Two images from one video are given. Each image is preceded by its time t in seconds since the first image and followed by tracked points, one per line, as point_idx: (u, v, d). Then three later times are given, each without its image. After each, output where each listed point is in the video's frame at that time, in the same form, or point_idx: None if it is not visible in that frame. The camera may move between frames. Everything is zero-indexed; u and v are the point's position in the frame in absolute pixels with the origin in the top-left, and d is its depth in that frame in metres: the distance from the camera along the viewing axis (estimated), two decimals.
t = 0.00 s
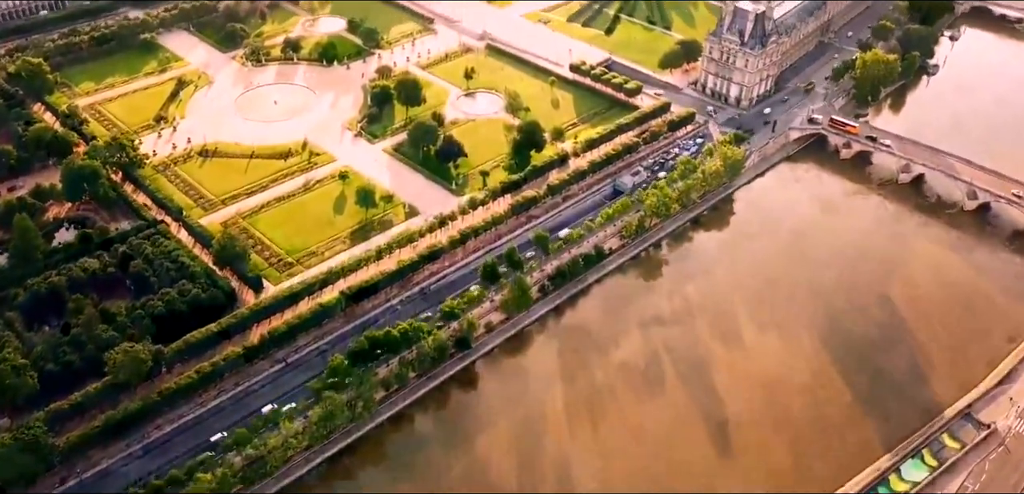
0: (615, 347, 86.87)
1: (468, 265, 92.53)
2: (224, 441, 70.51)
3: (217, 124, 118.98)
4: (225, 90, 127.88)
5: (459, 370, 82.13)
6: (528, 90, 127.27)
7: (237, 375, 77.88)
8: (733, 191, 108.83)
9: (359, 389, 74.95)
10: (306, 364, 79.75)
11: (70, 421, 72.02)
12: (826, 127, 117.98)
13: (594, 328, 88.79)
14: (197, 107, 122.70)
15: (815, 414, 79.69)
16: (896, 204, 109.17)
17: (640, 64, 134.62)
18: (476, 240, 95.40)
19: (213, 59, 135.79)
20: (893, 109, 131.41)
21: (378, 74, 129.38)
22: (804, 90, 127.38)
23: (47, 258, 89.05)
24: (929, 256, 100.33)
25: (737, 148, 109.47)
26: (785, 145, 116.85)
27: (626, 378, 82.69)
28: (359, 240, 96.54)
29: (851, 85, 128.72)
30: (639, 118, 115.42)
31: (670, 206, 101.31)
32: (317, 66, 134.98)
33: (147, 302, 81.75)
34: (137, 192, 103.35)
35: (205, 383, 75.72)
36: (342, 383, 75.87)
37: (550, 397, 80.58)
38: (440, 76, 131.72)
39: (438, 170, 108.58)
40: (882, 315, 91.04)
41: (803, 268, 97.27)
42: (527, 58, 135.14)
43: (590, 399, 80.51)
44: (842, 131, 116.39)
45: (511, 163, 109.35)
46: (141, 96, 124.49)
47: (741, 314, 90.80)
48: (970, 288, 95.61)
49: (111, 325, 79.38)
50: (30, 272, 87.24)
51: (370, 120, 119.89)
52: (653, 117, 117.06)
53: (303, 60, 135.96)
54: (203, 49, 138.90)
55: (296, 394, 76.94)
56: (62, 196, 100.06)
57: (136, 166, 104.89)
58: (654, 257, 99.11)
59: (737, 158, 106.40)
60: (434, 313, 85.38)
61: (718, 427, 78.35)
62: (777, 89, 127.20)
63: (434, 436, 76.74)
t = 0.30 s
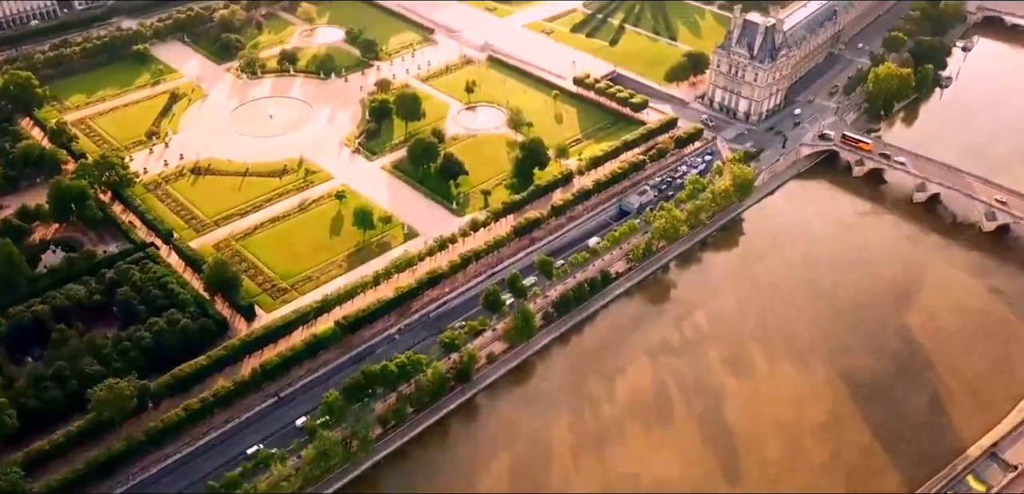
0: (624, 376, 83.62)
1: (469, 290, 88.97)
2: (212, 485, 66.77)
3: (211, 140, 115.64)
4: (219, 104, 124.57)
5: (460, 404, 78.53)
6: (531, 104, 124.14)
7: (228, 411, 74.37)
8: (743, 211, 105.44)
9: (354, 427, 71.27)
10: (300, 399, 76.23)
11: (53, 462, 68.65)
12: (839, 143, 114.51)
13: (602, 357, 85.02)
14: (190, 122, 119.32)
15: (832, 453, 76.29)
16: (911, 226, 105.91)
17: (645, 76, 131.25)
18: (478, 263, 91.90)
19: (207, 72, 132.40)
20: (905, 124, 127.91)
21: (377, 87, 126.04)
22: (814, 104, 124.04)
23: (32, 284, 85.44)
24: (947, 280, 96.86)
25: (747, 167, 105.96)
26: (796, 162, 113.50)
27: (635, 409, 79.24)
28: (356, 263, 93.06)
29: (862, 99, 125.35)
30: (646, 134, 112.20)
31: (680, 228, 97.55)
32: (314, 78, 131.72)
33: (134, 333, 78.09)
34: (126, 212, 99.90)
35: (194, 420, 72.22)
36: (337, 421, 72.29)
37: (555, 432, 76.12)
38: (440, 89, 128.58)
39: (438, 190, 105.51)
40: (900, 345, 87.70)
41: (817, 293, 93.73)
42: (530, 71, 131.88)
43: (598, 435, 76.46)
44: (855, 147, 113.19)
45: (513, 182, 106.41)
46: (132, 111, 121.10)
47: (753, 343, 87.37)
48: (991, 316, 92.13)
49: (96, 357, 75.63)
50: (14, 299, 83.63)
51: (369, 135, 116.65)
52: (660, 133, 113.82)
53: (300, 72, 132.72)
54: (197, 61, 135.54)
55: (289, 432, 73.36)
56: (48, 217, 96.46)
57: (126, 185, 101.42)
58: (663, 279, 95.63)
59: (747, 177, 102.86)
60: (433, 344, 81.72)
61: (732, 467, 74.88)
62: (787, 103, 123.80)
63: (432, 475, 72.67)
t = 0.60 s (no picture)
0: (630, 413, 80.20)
1: (470, 318, 85.34)
2: None
3: (203, 157, 112.25)
4: (213, 118, 121.26)
5: (460, 441, 74.57)
6: (533, 120, 120.93)
7: (215, 452, 70.79)
8: (753, 232, 101.92)
9: (349, 469, 67.69)
10: (291, 438, 72.62)
11: None
12: (851, 162, 110.99)
13: (608, 389, 81.23)
14: (182, 139, 115.98)
15: None
16: (926, 249, 102.38)
17: (650, 90, 127.88)
18: (478, 290, 88.40)
19: (201, 85, 129.07)
20: (918, 140, 124.37)
21: (375, 101, 122.64)
22: (825, 120, 120.60)
23: (13, 313, 81.95)
24: (966, 307, 93.22)
25: (757, 187, 102.48)
26: (807, 181, 110.10)
27: (643, 446, 75.57)
28: (351, 289, 89.50)
29: (874, 115, 122.03)
30: (651, 152, 108.82)
31: (689, 252, 93.88)
32: (310, 92, 128.38)
33: (118, 367, 74.58)
34: (114, 235, 96.48)
35: (179, 462, 68.65)
36: (329, 462, 68.50)
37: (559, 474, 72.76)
38: (440, 104, 125.44)
39: (437, 211, 102.18)
40: (918, 378, 84.10)
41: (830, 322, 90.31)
42: (532, 86, 128.61)
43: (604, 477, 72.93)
44: (867, 166, 109.64)
45: (515, 202, 103.20)
46: (122, 126, 117.74)
47: (765, 376, 83.89)
48: (1012, 346, 88.47)
49: (78, 394, 72.10)
50: None
51: (366, 152, 113.29)
52: (666, 150, 110.42)
53: (295, 86, 129.38)
54: (191, 73, 132.21)
55: (279, 474, 69.67)
56: (33, 240, 92.94)
57: (115, 206, 98.01)
58: (672, 305, 91.95)
59: (757, 198, 99.39)
60: (432, 380, 77.97)
61: None
62: (797, 119, 120.41)
63: None
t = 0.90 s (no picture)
0: (638, 454, 77.71)
1: (471, 348, 81.94)
2: None
3: (195, 174, 108.96)
4: (206, 133, 118.03)
5: (460, 482, 70.85)
6: (535, 135, 117.76)
7: None
8: (763, 254, 98.53)
9: None
10: (282, 479, 69.33)
11: None
12: (864, 180, 107.53)
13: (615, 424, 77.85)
14: (174, 154, 112.76)
15: None
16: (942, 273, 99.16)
17: (657, 103, 124.56)
18: (479, 317, 84.96)
19: (194, 99, 125.91)
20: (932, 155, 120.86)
21: (373, 115, 119.35)
22: (836, 135, 117.17)
23: None
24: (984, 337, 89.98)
25: (767, 208, 99.11)
26: (818, 199, 106.68)
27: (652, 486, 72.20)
28: (347, 316, 86.13)
29: (887, 130, 118.68)
30: (658, 170, 105.52)
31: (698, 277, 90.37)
32: (306, 105, 125.22)
33: (102, 402, 71.28)
34: (101, 257, 93.21)
35: None
36: None
37: None
38: (440, 118, 122.37)
39: (437, 231, 98.88)
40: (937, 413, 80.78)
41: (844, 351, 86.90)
42: (534, 99, 125.39)
43: None
44: (881, 184, 106.12)
45: (518, 222, 99.85)
46: (113, 141, 114.53)
47: (777, 409, 80.55)
48: None
49: (60, 432, 68.83)
50: None
51: (364, 169, 109.97)
52: (673, 168, 107.20)
53: (291, 99, 126.11)
54: (184, 86, 129.00)
55: None
56: (16, 263, 89.49)
57: (103, 227, 94.82)
58: (680, 332, 88.49)
59: (768, 220, 96.06)
60: (432, 416, 74.62)
61: None
62: (807, 134, 117.04)
63: None
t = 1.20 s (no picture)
0: None
1: (472, 380, 78.37)
2: None
3: (186, 192, 105.52)
4: (198, 149, 114.63)
5: None
6: (538, 151, 114.36)
7: None
8: (774, 278, 95.05)
9: None
10: None
11: None
12: (879, 200, 104.06)
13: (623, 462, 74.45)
14: (165, 172, 109.33)
15: None
16: (959, 299, 95.85)
17: (663, 117, 120.99)
18: (480, 347, 81.50)
19: (187, 113, 122.54)
20: (948, 171, 117.25)
21: (371, 131, 115.99)
22: (849, 151, 113.70)
23: None
24: (1005, 367, 86.65)
25: (779, 231, 95.69)
26: (830, 219, 103.24)
27: None
28: (343, 346, 82.70)
29: (901, 146, 115.22)
30: (665, 189, 102.15)
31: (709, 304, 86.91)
32: (302, 119, 121.87)
33: (83, 443, 68.04)
34: (88, 283, 89.78)
35: None
36: None
37: None
38: (439, 133, 119.04)
39: (437, 254, 95.42)
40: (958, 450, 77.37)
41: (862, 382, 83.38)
42: (537, 114, 122.10)
43: None
44: (896, 204, 102.81)
45: (521, 244, 96.33)
46: (102, 158, 111.11)
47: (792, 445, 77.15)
48: None
49: (38, 477, 65.62)
50: None
51: (361, 187, 106.55)
52: (680, 187, 103.83)
53: (287, 113, 122.80)
54: (177, 99, 125.64)
55: None
56: None
57: (90, 251, 91.43)
58: (690, 362, 84.99)
59: (781, 243, 92.58)
60: (431, 455, 71.20)
61: None
62: (818, 150, 113.62)
63: None
